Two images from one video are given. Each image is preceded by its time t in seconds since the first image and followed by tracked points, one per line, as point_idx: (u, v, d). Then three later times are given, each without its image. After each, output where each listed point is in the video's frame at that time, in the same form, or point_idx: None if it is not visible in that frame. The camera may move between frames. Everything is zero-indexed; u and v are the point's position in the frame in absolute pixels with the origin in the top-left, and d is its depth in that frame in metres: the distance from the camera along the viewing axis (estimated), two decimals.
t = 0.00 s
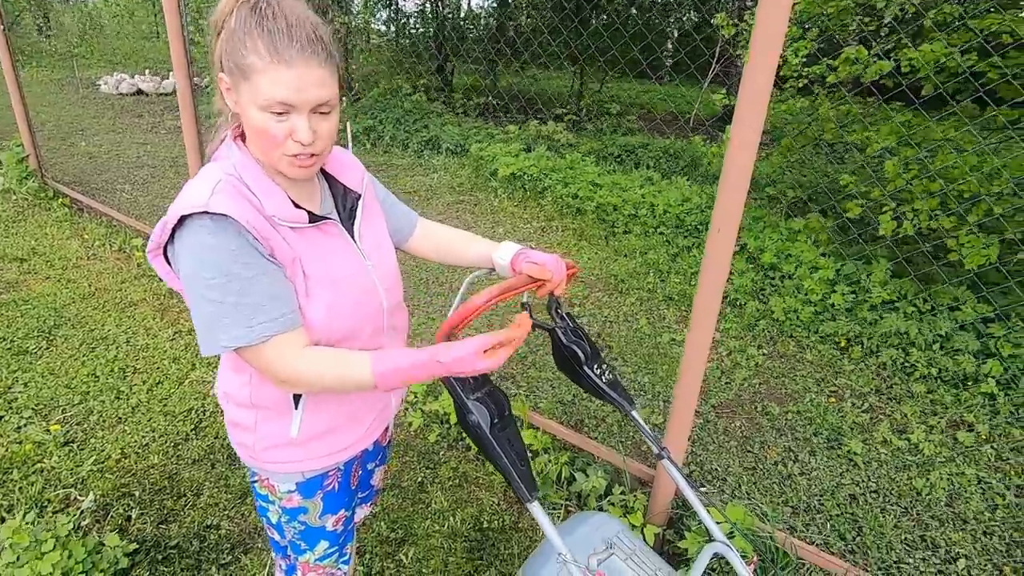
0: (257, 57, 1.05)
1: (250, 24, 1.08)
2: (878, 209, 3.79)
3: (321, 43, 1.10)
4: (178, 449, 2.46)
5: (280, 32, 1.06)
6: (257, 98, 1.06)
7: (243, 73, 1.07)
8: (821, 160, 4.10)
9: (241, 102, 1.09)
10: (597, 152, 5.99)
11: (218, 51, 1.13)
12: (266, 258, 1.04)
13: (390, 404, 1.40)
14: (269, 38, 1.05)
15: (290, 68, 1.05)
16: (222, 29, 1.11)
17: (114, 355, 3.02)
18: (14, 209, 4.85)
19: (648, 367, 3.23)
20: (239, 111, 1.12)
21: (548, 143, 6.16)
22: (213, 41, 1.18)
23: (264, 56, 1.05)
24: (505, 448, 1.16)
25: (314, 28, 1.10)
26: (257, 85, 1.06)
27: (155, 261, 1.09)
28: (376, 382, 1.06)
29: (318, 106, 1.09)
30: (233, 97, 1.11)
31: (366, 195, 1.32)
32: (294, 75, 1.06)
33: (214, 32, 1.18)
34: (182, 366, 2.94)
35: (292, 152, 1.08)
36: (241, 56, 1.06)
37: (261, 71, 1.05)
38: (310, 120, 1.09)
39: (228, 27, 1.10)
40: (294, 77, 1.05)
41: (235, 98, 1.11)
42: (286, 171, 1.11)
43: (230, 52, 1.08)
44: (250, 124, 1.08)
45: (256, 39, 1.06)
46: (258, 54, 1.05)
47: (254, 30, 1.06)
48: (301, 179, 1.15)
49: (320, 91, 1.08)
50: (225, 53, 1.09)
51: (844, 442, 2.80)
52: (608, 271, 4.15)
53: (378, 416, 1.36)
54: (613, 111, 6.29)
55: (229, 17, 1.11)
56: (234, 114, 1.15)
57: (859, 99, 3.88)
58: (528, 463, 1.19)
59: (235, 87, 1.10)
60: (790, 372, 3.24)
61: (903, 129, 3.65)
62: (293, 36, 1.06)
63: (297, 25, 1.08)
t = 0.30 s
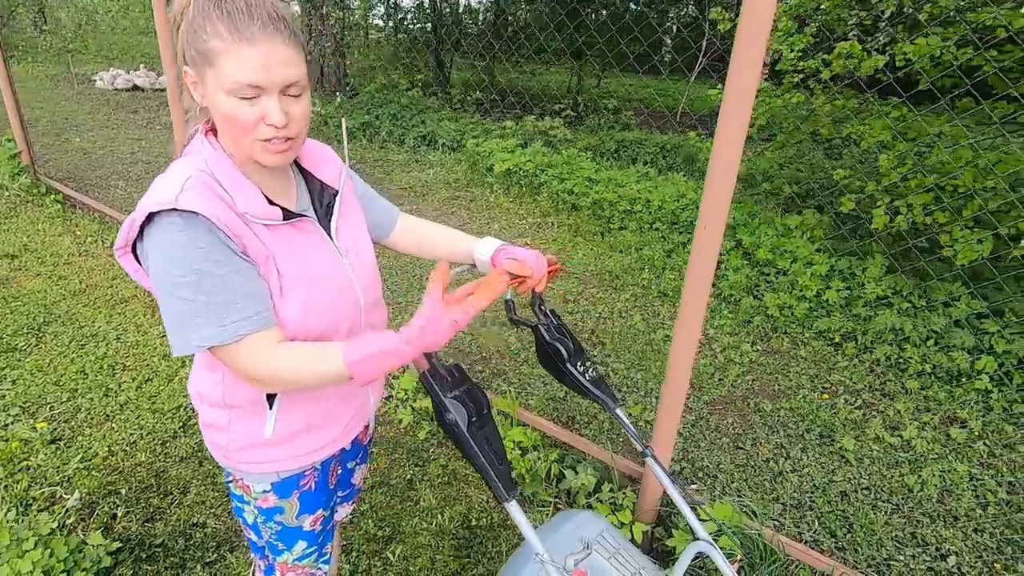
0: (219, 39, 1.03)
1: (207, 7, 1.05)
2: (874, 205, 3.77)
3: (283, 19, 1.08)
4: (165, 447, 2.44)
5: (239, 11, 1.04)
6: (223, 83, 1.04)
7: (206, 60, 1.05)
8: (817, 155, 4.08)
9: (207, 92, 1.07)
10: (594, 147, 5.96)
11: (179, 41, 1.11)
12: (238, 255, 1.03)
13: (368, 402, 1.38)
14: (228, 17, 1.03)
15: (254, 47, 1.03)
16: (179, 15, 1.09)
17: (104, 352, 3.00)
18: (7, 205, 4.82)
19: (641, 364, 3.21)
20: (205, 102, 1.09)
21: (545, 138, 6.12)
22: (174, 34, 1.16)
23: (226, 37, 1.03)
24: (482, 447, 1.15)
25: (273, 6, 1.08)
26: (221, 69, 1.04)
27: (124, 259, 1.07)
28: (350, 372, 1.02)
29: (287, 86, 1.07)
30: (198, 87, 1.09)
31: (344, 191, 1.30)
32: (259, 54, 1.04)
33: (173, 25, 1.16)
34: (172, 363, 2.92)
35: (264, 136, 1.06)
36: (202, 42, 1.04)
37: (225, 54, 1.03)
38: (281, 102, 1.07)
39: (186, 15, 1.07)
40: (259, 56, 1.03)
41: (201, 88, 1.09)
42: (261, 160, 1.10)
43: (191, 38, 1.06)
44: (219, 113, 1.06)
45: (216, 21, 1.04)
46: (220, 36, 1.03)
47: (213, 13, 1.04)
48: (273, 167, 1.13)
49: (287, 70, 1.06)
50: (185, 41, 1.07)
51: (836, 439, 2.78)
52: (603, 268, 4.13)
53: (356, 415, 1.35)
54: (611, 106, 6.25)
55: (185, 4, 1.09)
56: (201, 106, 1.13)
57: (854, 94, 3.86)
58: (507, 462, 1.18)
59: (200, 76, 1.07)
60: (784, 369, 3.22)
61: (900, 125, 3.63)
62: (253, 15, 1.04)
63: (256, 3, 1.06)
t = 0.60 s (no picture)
0: (204, 35, 1.02)
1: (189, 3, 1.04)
2: (874, 201, 3.74)
3: (268, 16, 1.07)
4: (160, 439, 2.45)
5: (224, 7, 1.03)
6: (209, 80, 1.03)
7: (190, 57, 1.03)
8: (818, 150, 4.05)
9: (190, 87, 1.06)
10: (595, 142, 5.92)
11: (157, 36, 1.09)
12: (213, 247, 1.02)
13: (350, 397, 1.39)
14: (212, 13, 1.02)
15: (240, 44, 1.03)
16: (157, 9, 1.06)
17: (101, 345, 3.00)
18: (7, 197, 4.84)
19: (639, 359, 3.20)
20: (187, 98, 1.08)
21: (546, 132, 6.08)
22: (149, 27, 1.13)
23: (211, 34, 1.02)
24: (465, 442, 1.16)
25: (256, 2, 1.07)
26: (207, 67, 1.03)
27: (99, 251, 1.07)
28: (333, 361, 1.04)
29: (273, 83, 1.06)
30: (179, 83, 1.08)
31: (326, 185, 1.30)
32: (246, 51, 1.03)
33: (146, 18, 1.13)
34: (168, 356, 2.92)
35: (252, 133, 1.06)
36: (185, 37, 1.03)
37: (211, 50, 1.02)
38: (267, 99, 1.06)
39: (164, 9, 1.05)
40: (247, 54, 1.03)
41: (182, 83, 1.07)
42: (246, 155, 1.09)
43: (172, 34, 1.04)
44: (203, 109, 1.05)
45: (200, 16, 1.02)
46: (205, 32, 1.02)
47: (195, 9, 1.03)
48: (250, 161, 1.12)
49: (274, 68, 1.06)
50: (165, 37, 1.05)
51: (832, 435, 2.77)
52: (602, 263, 4.12)
53: (337, 409, 1.36)
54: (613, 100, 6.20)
55: None
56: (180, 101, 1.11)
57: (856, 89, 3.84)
58: (491, 457, 1.19)
59: (182, 72, 1.06)
60: (781, 365, 3.21)
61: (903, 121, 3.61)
62: (239, 11, 1.03)
63: None
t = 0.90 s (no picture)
0: (247, 57, 1.05)
1: (225, 24, 1.06)
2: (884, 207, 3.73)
3: (293, 32, 1.12)
4: (171, 435, 2.49)
5: (260, 28, 1.06)
6: (252, 98, 1.06)
7: (229, 76, 1.05)
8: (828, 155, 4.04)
9: (226, 105, 1.08)
10: (605, 144, 5.93)
11: (179, 55, 1.08)
12: (229, 248, 1.05)
13: (357, 398, 1.41)
14: (251, 35, 1.05)
15: (280, 62, 1.07)
16: (184, 27, 1.06)
17: (114, 342, 3.05)
18: (24, 195, 4.93)
19: (645, 363, 3.20)
20: (217, 113, 1.09)
21: (556, 135, 6.09)
22: (157, 44, 1.11)
23: (254, 55, 1.05)
24: (471, 444, 1.18)
25: (282, 21, 1.11)
26: (250, 87, 1.06)
27: (113, 253, 1.10)
28: (352, 343, 1.09)
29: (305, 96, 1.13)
30: (211, 101, 1.09)
31: (333, 189, 1.32)
32: (286, 69, 1.08)
33: (155, 35, 1.10)
34: (179, 353, 2.97)
35: (288, 143, 1.11)
36: (225, 59, 1.05)
37: (255, 71, 1.05)
38: (300, 110, 1.12)
39: (194, 30, 1.06)
40: (287, 71, 1.08)
41: (215, 101, 1.08)
42: (272, 161, 1.13)
43: (206, 54, 1.05)
44: (241, 124, 1.08)
45: (239, 38, 1.05)
46: (247, 54, 1.05)
47: (232, 31, 1.05)
48: (263, 163, 1.16)
49: (305, 82, 1.13)
50: (197, 58, 1.06)
51: (838, 442, 2.76)
52: (610, 267, 4.12)
53: (344, 409, 1.38)
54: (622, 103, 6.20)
55: (187, 17, 1.06)
56: (202, 113, 1.12)
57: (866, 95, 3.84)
58: (495, 458, 1.22)
59: (218, 92, 1.07)
60: (788, 371, 3.20)
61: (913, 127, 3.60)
62: (274, 31, 1.08)
63: (268, 18, 1.09)
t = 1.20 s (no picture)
0: (274, 76, 1.08)
1: (252, 47, 1.09)
2: (897, 219, 3.70)
3: (317, 50, 1.16)
4: (184, 438, 2.53)
5: (285, 47, 1.10)
6: (280, 117, 1.10)
7: (258, 97, 1.09)
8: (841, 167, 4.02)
9: (255, 125, 1.11)
10: (616, 154, 5.94)
11: (208, 78, 1.12)
12: (249, 260, 1.08)
13: (367, 408, 1.44)
14: (277, 55, 1.09)
15: (306, 79, 1.11)
16: (214, 50, 1.11)
17: (130, 345, 3.11)
18: (46, 200, 5.05)
19: (654, 373, 3.20)
20: (245, 132, 1.13)
21: (567, 144, 6.13)
22: (188, 68, 1.15)
23: (281, 73, 1.09)
24: (478, 453, 1.20)
25: (306, 42, 1.15)
26: (278, 106, 1.09)
27: (138, 262, 1.13)
28: (364, 354, 1.12)
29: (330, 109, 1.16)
30: (240, 122, 1.12)
31: (350, 202, 1.36)
32: (312, 86, 1.12)
33: (185, 61, 1.15)
34: (193, 357, 3.01)
35: (315, 156, 1.15)
36: (254, 80, 1.08)
37: (283, 89, 1.09)
38: (326, 124, 1.16)
39: (223, 54, 1.10)
40: (313, 87, 1.11)
41: (245, 121, 1.12)
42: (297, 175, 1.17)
43: (235, 76, 1.09)
44: (269, 142, 1.12)
45: (265, 59, 1.08)
46: (274, 73, 1.08)
47: (260, 53, 1.09)
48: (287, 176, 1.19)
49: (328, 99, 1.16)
50: (226, 80, 1.10)
51: (849, 456, 2.74)
52: (619, 276, 4.13)
53: (355, 418, 1.40)
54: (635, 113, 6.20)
55: (215, 43, 1.11)
56: (230, 132, 1.16)
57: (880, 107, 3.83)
58: (501, 468, 1.23)
59: (247, 112, 1.11)
60: (799, 384, 3.17)
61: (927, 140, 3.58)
62: (299, 49, 1.12)
63: (292, 38, 1.13)
